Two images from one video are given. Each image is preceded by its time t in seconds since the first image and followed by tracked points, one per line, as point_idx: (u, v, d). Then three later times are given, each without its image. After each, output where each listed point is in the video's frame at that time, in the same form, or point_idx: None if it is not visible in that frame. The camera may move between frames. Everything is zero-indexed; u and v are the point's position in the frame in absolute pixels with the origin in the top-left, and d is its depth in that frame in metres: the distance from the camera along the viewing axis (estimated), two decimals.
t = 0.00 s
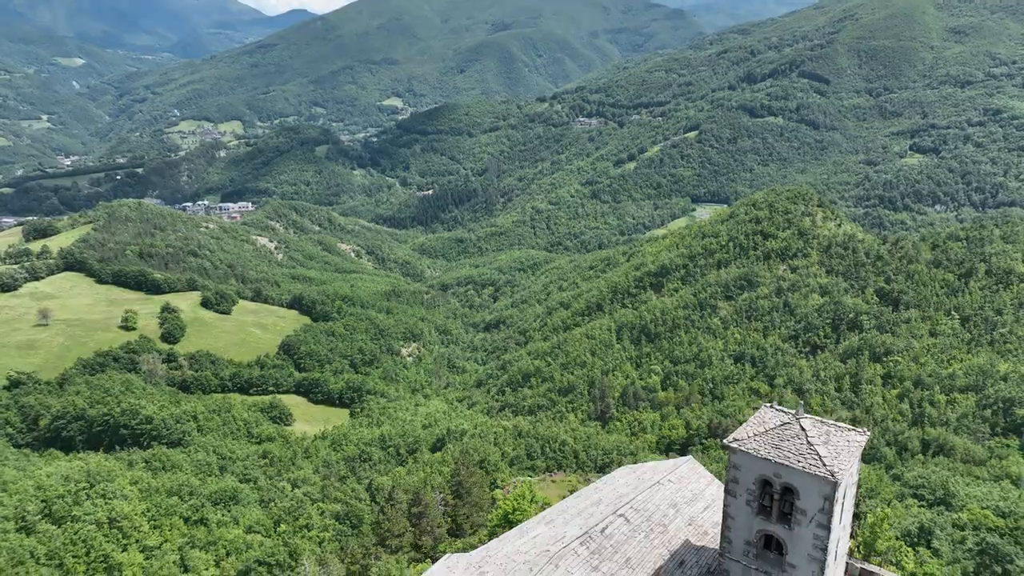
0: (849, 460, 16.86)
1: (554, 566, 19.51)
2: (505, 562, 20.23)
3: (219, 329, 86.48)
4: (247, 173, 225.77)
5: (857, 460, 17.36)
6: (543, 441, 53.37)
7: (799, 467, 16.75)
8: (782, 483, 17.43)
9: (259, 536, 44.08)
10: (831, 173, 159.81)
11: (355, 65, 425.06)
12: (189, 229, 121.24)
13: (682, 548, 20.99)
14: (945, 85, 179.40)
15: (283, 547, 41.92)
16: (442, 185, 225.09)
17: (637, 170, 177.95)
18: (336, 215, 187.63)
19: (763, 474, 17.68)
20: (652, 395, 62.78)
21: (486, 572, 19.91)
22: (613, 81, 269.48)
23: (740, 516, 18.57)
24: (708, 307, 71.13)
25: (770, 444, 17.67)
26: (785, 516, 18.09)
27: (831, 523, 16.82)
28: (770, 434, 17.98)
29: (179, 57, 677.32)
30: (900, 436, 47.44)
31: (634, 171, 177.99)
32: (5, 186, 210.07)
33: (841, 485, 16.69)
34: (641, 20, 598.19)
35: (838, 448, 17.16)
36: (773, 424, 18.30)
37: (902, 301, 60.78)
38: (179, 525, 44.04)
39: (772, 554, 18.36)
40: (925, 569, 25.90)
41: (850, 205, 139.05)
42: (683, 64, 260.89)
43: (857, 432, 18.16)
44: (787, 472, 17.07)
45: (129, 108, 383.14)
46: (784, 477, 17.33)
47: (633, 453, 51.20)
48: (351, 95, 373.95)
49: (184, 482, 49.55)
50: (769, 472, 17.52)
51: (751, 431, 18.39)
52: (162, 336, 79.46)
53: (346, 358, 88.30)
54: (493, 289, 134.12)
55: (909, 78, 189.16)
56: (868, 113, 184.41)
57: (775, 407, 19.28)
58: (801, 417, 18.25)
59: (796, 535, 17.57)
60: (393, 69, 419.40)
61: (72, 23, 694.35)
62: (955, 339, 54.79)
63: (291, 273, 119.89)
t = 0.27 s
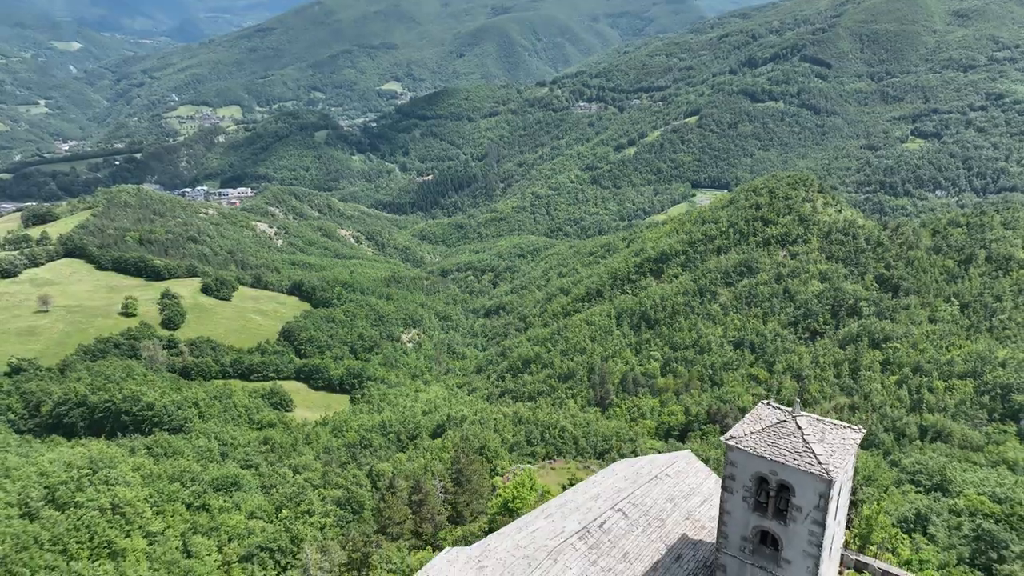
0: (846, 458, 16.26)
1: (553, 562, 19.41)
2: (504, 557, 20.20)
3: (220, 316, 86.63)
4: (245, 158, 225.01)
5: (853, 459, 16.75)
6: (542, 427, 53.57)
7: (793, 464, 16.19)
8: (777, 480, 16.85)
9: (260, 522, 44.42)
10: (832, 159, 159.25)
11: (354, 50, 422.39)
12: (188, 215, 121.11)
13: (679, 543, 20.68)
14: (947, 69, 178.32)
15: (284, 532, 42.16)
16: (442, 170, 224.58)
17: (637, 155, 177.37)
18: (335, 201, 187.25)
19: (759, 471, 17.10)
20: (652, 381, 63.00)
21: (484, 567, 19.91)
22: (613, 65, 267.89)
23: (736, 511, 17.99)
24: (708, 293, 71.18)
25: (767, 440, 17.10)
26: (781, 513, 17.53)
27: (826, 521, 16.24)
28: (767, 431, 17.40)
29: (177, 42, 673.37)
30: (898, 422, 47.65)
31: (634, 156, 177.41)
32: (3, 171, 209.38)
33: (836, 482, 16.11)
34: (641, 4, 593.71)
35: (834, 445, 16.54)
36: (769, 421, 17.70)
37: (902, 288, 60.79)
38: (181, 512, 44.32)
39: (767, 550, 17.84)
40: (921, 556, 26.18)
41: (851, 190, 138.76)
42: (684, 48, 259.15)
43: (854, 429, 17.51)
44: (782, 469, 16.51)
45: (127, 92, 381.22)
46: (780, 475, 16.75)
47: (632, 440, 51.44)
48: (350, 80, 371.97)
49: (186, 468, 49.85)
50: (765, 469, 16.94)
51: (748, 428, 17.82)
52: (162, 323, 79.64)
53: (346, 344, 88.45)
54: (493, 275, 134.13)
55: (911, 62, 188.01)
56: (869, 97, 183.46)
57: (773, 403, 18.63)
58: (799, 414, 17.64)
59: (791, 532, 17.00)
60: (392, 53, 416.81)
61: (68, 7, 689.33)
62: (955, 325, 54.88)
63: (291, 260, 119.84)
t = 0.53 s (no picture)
0: (842, 455, 15.85)
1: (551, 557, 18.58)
2: (503, 551, 19.56)
3: (219, 302, 86.74)
4: (244, 144, 224.15)
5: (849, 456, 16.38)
6: (542, 413, 53.77)
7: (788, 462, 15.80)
8: (774, 478, 16.43)
9: (262, 508, 44.78)
10: (833, 144, 158.67)
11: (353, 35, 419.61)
12: (188, 201, 120.91)
13: (676, 538, 20.03)
14: (949, 54, 177.17)
15: (286, 518, 42.49)
16: (441, 156, 223.96)
17: (637, 140, 176.71)
18: (335, 186, 186.78)
19: (755, 468, 16.65)
20: (651, 367, 63.19)
21: (484, 562, 19.37)
22: (613, 50, 266.09)
23: (731, 507, 17.55)
24: (707, 280, 71.21)
25: (763, 438, 16.62)
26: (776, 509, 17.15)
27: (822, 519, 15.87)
28: (762, 427, 16.94)
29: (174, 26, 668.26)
30: (896, 408, 47.90)
31: (634, 142, 176.75)
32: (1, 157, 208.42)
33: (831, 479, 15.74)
34: None
35: (831, 443, 16.14)
36: (765, 417, 17.22)
37: (902, 275, 60.74)
38: (183, 498, 44.67)
39: (763, 546, 17.42)
40: (917, 543, 26.48)
41: (851, 176, 138.48)
42: (684, 32, 257.31)
43: (849, 427, 17.06)
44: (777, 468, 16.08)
45: (125, 77, 378.99)
46: (775, 473, 16.31)
47: (631, 427, 51.73)
48: (349, 65, 369.85)
49: (187, 455, 50.07)
50: (761, 466, 16.47)
51: (744, 424, 17.33)
52: (162, 310, 79.78)
53: (346, 331, 88.57)
54: (493, 261, 134.16)
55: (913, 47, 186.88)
56: (870, 82, 182.63)
57: (769, 401, 18.17)
58: (794, 409, 17.16)
59: (786, 530, 16.66)
60: (391, 37, 414.03)
61: None
62: (954, 312, 54.96)
63: (290, 246, 119.75)
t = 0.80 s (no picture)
0: (838, 452, 14.96)
1: (550, 551, 17.58)
2: (502, 545, 18.34)
3: (220, 288, 86.84)
4: (243, 129, 223.29)
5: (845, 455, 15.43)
6: (541, 400, 53.97)
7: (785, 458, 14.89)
8: (768, 475, 15.49)
9: (264, 494, 45.14)
10: (834, 129, 158.11)
11: (351, 18, 416.68)
12: (187, 187, 120.68)
13: (673, 531, 19.08)
14: (952, 38, 175.99)
15: (287, 504, 42.81)
16: (441, 141, 223.26)
17: (637, 125, 176.08)
18: (334, 172, 186.35)
19: (750, 466, 15.74)
20: (650, 354, 63.40)
21: (483, 557, 18.11)
22: (614, 34, 264.35)
23: (726, 503, 16.59)
24: (707, 266, 71.24)
25: (759, 432, 15.71)
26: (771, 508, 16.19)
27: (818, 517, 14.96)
28: (757, 422, 16.04)
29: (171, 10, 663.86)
30: (894, 395, 48.14)
31: (634, 127, 176.13)
32: None
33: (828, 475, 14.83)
34: None
35: (827, 438, 15.22)
36: (760, 413, 16.31)
37: (902, 261, 60.75)
38: (185, 484, 44.92)
39: (757, 541, 16.43)
40: (912, 530, 26.74)
41: (852, 161, 138.26)
42: (685, 15, 255.47)
43: (846, 424, 16.12)
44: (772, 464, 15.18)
45: (123, 62, 376.73)
46: (771, 469, 15.39)
47: (631, 414, 52.01)
48: (348, 49, 367.63)
49: (189, 441, 50.20)
50: (757, 463, 15.56)
51: (740, 420, 16.40)
52: (163, 296, 79.91)
53: (346, 317, 88.75)
54: (493, 247, 134.17)
55: (915, 31, 185.63)
56: (872, 67, 181.74)
57: (766, 396, 17.16)
58: (791, 406, 16.24)
59: (781, 526, 15.69)
60: (390, 21, 411.19)
61: None
62: (952, 298, 55.07)
63: (290, 232, 119.71)
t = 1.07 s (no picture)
0: (833, 450, 14.83)
1: (548, 546, 17.48)
2: (501, 540, 18.46)
3: (219, 275, 86.87)
4: (242, 114, 222.25)
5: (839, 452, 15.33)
6: (541, 387, 54.14)
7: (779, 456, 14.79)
8: (764, 472, 15.39)
9: (265, 480, 45.45)
10: (835, 114, 157.33)
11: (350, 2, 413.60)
12: (186, 173, 120.34)
13: (669, 525, 19.02)
14: (955, 22, 174.59)
15: (288, 491, 43.12)
16: (441, 127, 222.39)
17: (637, 111, 175.23)
18: (334, 157, 185.76)
19: (746, 462, 15.64)
20: (650, 340, 63.56)
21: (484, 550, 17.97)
22: (614, 18, 262.36)
23: (722, 498, 16.52)
24: (707, 253, 71.23)
25: (754, 430, 15.58)
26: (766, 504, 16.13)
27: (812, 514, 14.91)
28: (753, 419, 15.88)
29: None
30: (892, 381, 48.42)
31: (634, 112, 175.26)
32: None
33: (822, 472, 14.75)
34: None
35: (822, 435, 15.09)
36: (756, 410, 16.14)
37: (901, 248, 60.70)
38: (187, 471, 45.20)
39: (753, 536, 16.42)
40: (908, 517, 26.98)
41: (853, 147, 137.87)
42: None
43: (841, 420, 15.99)
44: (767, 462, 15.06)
45: (120, 46, 374.28)
46: (766, 467, 15.29)
47: (630, 400, 52.28)
48: (347, 33, 365.17)
49: (190, 427, 50.38)
50: (751, 460, 15.47)
51: (736, 417, 16.24)
52: (163, 283, 79.96)
53: (346, 304, 88.81)
54: (492, 233, 133.98)
55: (918, 15, 184.21)
56: (875, 51, 180.54)
57: (762, 392, 17.02)
58: (787, 402, 16.08)
59: (776, 521, 15.65)
60: (389, 5, 408.16)
61: None
62: (952, 285, 55.09)
63: (289, 218, 119.55)
